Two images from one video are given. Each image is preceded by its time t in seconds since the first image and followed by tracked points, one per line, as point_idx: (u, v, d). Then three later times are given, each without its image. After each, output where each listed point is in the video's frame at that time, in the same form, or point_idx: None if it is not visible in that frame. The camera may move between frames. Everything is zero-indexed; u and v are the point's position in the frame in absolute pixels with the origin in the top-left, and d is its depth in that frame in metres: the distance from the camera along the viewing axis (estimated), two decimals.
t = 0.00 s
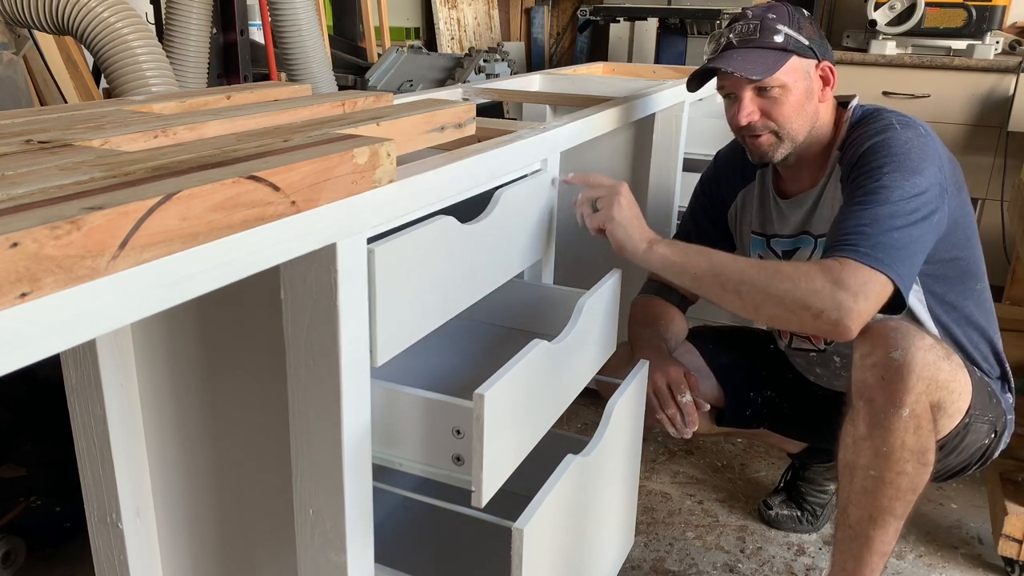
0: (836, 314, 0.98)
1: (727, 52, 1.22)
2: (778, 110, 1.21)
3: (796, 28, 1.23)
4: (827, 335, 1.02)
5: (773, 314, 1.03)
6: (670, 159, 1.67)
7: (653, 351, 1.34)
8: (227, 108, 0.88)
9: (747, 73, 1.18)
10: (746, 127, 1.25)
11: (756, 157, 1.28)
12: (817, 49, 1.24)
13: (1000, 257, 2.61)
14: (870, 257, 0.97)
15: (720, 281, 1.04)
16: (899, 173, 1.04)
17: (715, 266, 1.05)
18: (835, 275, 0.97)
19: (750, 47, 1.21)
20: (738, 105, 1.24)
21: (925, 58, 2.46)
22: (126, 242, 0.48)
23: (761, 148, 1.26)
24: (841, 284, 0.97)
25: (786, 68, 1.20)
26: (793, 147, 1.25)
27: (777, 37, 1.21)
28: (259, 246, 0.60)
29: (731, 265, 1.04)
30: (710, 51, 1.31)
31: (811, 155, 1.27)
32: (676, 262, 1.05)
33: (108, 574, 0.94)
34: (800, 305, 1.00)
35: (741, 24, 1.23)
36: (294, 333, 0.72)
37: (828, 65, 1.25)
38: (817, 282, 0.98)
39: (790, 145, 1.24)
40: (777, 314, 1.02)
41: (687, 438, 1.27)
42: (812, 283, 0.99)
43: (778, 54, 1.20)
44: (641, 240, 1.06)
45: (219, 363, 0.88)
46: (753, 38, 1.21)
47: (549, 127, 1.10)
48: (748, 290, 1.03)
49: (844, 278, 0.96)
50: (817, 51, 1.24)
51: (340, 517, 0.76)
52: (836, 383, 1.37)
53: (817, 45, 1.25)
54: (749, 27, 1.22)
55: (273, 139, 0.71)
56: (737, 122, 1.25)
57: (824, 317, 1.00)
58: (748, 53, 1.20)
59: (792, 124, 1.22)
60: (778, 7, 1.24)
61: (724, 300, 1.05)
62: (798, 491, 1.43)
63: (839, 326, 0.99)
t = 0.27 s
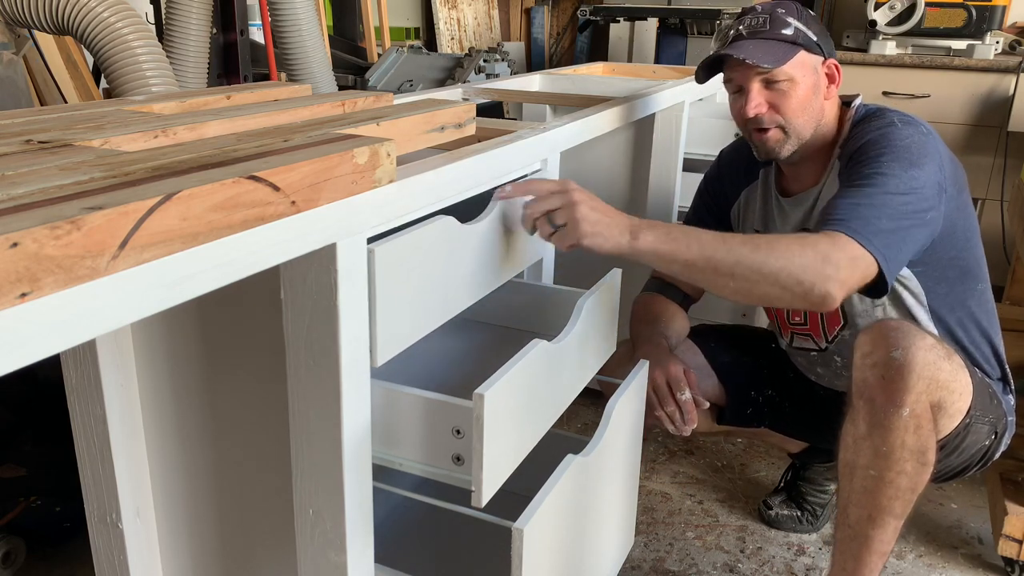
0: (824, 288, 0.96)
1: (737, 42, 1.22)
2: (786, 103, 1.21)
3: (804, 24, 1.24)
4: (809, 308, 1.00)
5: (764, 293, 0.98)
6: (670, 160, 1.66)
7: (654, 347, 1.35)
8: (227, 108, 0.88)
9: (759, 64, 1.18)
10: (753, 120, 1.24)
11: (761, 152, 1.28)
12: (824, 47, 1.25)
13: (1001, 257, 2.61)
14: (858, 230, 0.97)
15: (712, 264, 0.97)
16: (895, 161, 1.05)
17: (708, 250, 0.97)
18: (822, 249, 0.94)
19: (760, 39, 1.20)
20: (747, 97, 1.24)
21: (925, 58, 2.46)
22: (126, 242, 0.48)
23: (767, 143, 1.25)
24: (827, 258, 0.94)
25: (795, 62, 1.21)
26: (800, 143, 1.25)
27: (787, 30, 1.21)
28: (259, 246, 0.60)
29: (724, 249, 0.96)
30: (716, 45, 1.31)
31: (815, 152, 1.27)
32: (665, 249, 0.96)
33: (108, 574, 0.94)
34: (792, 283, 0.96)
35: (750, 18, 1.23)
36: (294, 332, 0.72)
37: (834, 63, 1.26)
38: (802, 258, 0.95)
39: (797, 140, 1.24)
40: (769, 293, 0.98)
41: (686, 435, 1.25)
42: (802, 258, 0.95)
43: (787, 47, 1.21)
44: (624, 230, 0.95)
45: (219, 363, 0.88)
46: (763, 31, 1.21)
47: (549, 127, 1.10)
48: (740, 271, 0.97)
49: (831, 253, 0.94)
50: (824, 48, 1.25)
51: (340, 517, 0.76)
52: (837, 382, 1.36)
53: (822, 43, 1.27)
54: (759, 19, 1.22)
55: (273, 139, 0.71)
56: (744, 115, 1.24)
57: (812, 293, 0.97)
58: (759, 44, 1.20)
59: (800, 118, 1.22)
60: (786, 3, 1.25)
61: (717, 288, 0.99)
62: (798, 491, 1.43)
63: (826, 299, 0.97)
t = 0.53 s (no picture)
0: (828, 268, 0.94)
1: (753, 34, 1.22)
2: (802, 95, 1.22)
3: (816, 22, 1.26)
4: (812, 289, 0.99)
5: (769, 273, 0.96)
6: (670, 161, 1.65)
7: (656, 349, 1.35)
8: (227, 108, 0.88)
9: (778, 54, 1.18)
10: (767, 113, 1.23)
11: (773, 147, 1.27)
12: (833, 45, 1.27)
13: (1000, 257, 2.61)
14: (860, 216, 0.96)
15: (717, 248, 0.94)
16: (898, 155, 1.05)
17: (712, 233, 0.94)
18: (823, 229, 0.94)
19: (776, 32, 1.21)
20: (763, 90, 1.24)
21: (925, 58, 2.46)
22: (126, 242, 0.48)
23: (781, 138, 1.24)
24: (828, 238, 0.93)
25: (809, 56, 1.22)
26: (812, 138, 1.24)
27: (801, 24, 1.22)
28: (259, 246, 0.60)
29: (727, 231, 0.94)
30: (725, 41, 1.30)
31: (824, 148, 1.27)
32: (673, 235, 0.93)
33: (108, 574, 0.94)
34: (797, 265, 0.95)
35: (764, 12, 1.24)
36: (294, 332, 0.72)
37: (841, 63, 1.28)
38: (806, 240, 0.93)
39: (811, 134, 1.23)
40: (773, 276, 0.96)
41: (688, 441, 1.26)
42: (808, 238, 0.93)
43: (802, 41, 1.22)
44: (623, 217, 0.92)
45: (219, 363, 0.88)
46: (778, 24, 1.21)
47: (549, 127, 1.10)
48: (745, 253, 0.94)
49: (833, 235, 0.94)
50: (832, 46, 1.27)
51: (339, 517, 0.76)
52: (840, 382, 1.35)
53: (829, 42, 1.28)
54: (773, 14, 1.23)
55: (273, 139, 0.71)
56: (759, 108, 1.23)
57: (816, 274, 0.95)
58: (776, 36, 1.20)
59: (815, 113, 1.22)
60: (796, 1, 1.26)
61: (723, 272, 0.96)
62: (799, 491, 1.43)
63: (830, 280, 0.96)
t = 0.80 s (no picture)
0: (817, 264, 0.94)
1: (768, 31, 1.22)
2: (815, 94, 1.22)
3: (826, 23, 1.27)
4: (801, 286, 0.99)
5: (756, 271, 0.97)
6: (669, 161, 1.64)
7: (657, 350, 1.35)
8: (227, 108, 0.88)
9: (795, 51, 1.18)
10: (780, 112, 1.23)
11: (782, 148, 1.26)
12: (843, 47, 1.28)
13: (1001, 257, 2.61)
14: (859, 214, 0.96)
15: (706, 244, 0.96)
16: (900, 156, 1.05)
17: (699, 231, 0.96)
18: (812, 226, 0.94)
19: (791, 30, 1.21)
20: (777, 88, 1.24)
21: (925, 58, 2.46)
22: (126, 242, 0.48)
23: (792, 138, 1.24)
24: (815, 234, 0.94)
25: (822, 56, 1.22)
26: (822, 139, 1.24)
27: (815, 24, 1.23)
28: (259, 246, 0.60)
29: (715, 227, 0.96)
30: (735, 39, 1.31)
31: (831, 150, 1.27)
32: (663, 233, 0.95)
33: (108, 574, 0.94)
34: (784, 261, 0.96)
35: (777, 10, 1.24)
36: (294, 332, 0.72)
37: (849, 66, 1.29)
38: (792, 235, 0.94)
39: (822, 134, 1.23)
40: (762, 273, 0.97)
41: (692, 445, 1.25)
42: (794, 233, 0.94)
43: (816, 40, 1.22)
44: (609, 214, 0.94)
45: (219, 362, 0.88)
46: (793, 22, 1.22)
47: (550, 127, 1.10)
48: (733, 249, 0.96)
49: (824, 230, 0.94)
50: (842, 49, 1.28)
51: (339, 517, 0.76)
52: (842, 383, 1.36)
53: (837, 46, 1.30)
54: (786, 12, 1.23)
55: (273, 139, 0.71)
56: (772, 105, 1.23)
57: (804, 271, 0.96)
58: (791, 34, 1.21)
59: (826, 113, 1.22)
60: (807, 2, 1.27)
61: (710, 267, 0.97)
62: (799, 491, 1.43)
63: (820, 277, 0.96)
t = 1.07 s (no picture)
0: (842, 276, 0.94)
1: (761, 31, 1.21)
2: (810, 93, 1.22)
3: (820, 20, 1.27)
4: (825, 297, 0.98)
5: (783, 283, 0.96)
6: (669, 162, 1.65)
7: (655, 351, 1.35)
8: (227, 108, 0.88)
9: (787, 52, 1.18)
10: (774, 112, 1.23)
11: (778, 148, 1.26)
12: (837, 45, 1.28)
13: (1001, 257, 2.61)
14: (875, 221, 0.96)
15: (730, 256, 0.94)
16: (906, 159, 1.05)
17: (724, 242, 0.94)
18: (837, 236, 0.93)
19: (783, 29, 1.21)
20: (771, 88, 1.24)
21: (925, 58, 2.46)
22: (126, 242, 0.48)
23: (787, 137, 1.24)
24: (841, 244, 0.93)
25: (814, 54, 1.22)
26: (817, 137, 1.24)
27: (807, 22, 1.23)
28: (259, 246, 0.60)
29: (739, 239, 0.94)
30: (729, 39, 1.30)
31: (827, 148, 1.27)
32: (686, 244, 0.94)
33: (108, 574, 0.94)
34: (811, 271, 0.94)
35: (769, 9, 1.24)
36: (294, 332, 0.72)
37: (845, 63, 1.29)
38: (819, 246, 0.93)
39: (816, 133, 1.23)
40: (787, 284, 0.96)
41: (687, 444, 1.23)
42: (822, 243, 0.93)
43: (808, 39, 1.22)
44: (636, 226, 0.93)
45: (219, 362, 0.88)
46: (785, 22, 1.22)
47: (550, 127, 1.10)
48: (759, 260, 0.94)
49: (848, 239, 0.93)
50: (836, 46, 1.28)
51: (340, 517, 0.76)
52: (842, 383, 1.37)
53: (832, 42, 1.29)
54: (779, 12, 1.23)
55: (273, 139, 0.71)
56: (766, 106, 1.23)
57: (829, 281, 0.95)
58: (783, 34, 1.20)
59: (820, 112, 1.22)
60: None
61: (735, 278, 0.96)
62: (799, 491, 1.43)
63: (844, 288, 0.96)
